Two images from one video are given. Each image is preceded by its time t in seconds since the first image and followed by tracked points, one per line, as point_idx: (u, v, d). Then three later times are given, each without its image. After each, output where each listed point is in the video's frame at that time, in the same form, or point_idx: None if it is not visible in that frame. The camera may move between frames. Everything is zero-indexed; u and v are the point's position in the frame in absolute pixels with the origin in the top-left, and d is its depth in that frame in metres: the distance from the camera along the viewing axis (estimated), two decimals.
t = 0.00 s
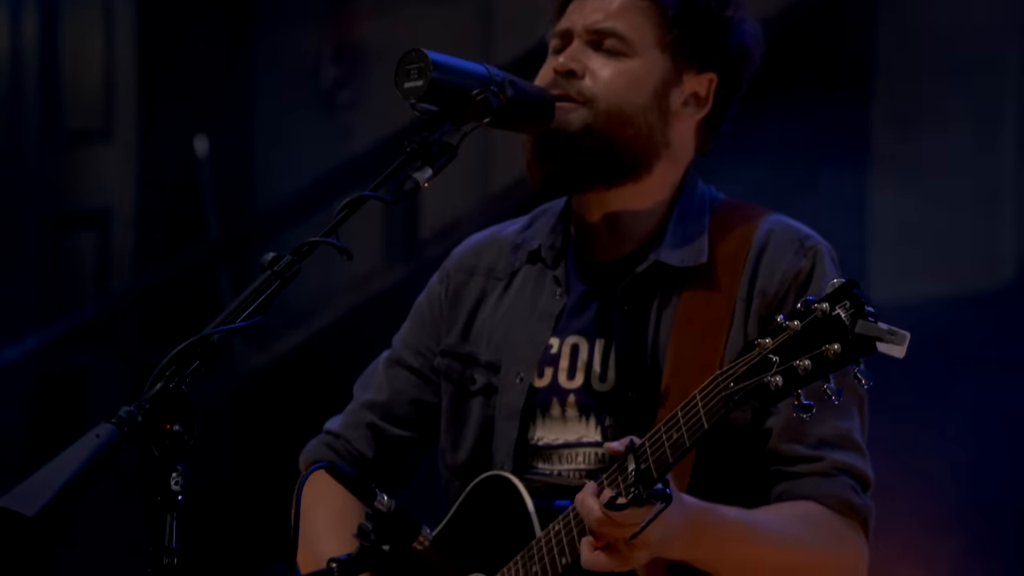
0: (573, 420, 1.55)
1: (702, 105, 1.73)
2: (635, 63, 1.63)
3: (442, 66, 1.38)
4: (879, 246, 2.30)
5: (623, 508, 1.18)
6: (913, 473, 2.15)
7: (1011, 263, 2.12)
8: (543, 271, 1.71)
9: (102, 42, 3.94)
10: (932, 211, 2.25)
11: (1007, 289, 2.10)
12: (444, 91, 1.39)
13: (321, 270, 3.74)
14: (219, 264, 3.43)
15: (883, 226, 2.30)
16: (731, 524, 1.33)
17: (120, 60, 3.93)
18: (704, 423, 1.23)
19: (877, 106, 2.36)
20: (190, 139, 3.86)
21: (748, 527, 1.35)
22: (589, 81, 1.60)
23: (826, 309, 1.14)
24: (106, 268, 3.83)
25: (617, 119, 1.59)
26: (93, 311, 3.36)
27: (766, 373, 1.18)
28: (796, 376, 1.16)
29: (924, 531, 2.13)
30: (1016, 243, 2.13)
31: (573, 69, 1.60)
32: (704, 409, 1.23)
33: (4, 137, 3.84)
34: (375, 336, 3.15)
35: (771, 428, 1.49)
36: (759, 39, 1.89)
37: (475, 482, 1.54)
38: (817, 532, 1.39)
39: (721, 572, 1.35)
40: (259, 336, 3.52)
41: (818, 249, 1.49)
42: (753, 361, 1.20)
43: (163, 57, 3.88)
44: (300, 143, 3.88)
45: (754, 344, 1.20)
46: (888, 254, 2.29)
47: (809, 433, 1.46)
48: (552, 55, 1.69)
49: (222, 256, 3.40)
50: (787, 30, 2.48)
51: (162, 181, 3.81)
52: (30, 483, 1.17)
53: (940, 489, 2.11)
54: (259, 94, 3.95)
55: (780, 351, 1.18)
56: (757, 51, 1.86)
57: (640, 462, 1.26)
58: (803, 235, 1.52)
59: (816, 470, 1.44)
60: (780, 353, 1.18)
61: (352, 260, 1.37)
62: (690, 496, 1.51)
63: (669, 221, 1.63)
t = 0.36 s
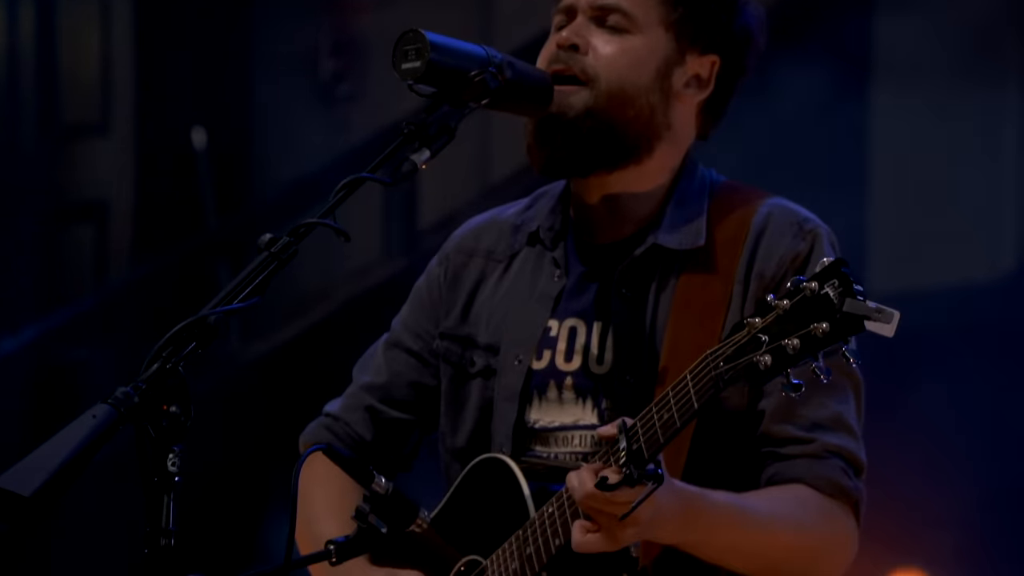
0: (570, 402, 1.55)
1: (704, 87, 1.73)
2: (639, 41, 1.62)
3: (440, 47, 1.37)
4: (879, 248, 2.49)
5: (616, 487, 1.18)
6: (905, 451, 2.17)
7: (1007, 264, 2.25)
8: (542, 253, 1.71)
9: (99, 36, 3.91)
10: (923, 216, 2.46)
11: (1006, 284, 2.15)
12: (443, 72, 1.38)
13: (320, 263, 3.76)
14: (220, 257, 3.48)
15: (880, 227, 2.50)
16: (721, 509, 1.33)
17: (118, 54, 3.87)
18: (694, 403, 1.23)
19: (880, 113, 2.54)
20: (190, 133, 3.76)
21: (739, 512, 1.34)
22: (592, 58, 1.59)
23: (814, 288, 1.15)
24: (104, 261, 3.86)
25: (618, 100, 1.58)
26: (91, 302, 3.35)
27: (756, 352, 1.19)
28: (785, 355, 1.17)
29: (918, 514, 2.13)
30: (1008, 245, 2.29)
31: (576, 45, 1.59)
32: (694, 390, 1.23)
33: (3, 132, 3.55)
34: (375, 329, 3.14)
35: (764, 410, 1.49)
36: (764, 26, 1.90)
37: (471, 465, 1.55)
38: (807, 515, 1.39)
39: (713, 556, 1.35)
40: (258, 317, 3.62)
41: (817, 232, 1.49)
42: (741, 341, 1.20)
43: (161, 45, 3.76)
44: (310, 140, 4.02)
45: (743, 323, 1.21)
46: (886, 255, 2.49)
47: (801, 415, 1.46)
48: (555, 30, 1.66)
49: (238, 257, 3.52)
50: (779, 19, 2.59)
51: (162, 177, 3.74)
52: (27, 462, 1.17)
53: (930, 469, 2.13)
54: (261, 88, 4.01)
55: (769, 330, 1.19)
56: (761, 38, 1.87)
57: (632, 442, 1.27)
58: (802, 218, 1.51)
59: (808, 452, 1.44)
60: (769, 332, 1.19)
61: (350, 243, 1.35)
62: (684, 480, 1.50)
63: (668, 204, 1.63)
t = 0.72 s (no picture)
0: (573, 392, 1.54)
1: (702, 74, 1.72)
2: (633, 34, 1.61)
3: (442, 32, 1.36)
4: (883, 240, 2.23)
5: (630, 476, 1.18)
6: (916, 445, 2.13)
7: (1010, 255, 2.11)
8: (543, 243, 1.70)
9: (101, 37, 3.89)
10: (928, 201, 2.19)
11: (1003, 279, 2.11)
12: (444, 58, 1.37)
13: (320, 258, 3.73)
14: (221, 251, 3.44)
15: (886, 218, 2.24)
16: (725, 498, 1.32)
17: (119, 52, 3.89)
18: (712, 392, 1.23)
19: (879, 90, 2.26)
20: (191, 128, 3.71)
21: (743, 502, 1.34)
22: (588, 54, 1.59)
23: (837, 276, 1.13)
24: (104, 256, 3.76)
25: (616, 92, 1.58)
26: (93, 296, 3.35)
27: (775, 340, 1.18)
28: (805, 343, 1.16)
29: (926, 509, 2.11)
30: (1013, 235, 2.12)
31: (571, 40, 1.59)
32: (712, 378, 1.23)
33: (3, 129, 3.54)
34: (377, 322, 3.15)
35: (769, 398, 1.48)
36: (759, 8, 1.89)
37: (476, 454, 1.54)
38: (814, 505, 1.38)
39: (716, 546, 1.34)
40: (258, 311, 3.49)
41: (821, 219, 1.48)
42: (762, 329, 1.20)
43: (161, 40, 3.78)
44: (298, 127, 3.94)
45: (763, 311, 1.20)
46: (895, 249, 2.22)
47: (807, 404, 1.45)
48: (550, 24, 1.66)
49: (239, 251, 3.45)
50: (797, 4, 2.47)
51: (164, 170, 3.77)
52: (28, 448, 1.17)
53: (939, 462, 2.10)
54: (259, 82, 3.91)
55: (789, 319, 1.18)
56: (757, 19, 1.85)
57: (645, 431, 1.27)
58: (805, 206, 1.51)
59: (812, 442, 1.43)
60: (789, 320, 1.18)
61: (352, 228, 1.35)
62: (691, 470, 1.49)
63: (669, 192, 1.62)
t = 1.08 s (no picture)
0: (574, 377, 1.54)
1: (703, 59, 1.71)
2: (635, 27, 1.60)
3: (442, 17, 1.36)
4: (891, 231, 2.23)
5: (638, 460, 1.17)
6: (916, 434, 2.14)
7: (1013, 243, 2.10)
8: (543, 230, 1.69)
9: (100, 32, 3.86)
10: (932, 190, 2.20)
11: (1000, 277, 2.09)
12: (444, 42, 1.36)
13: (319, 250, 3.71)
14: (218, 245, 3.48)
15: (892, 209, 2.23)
16: (725, 481, 1.32)
17: (119, 42, 3.86)
18: (719, 373, 1.23)
19: (881, 80, 2.26)
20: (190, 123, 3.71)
21: (744, 485, 1.34)
22: (590, 49, 1.58)
23: (847, 256, 1.14)
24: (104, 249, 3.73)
25: (621, 85, 1.58)
26: (92, 289, 3.34)
27: (785, 321, 1.19)
28: (815, 324, 1.17)
29: (927, 498, 2.11)
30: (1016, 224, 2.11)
31: (573, 35, 1.57)
32: (720, 360, 1.24)
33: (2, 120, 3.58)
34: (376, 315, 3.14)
35: (772, 383, 1.48)
36: None
37: (477, 440, 1.54)
38: (816, 492, 1.38)
39: (717, 529, 1.34)
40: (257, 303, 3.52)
41: (823, 205, 1.47)
42: (771, 311, 1.21)
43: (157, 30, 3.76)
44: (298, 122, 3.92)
45: (772, 293, 1.21)
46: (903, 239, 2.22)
47: (811, 390, 1.45)
48: (547, 16, 1.65)
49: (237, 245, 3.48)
50: None
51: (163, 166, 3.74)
52: (27, 431, 1.16)
53: (939, 451, 2.11)
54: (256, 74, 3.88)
55: (799, 300, 1.19)
56: None
57: (651, 414, 1.27)
58: (808, 191, 1.50)
59: (815, 428, 1.43)
60: (799, 302, 1.19)
61: (350, 214, 1.34)
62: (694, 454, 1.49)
63: (671, 177, 1.61)
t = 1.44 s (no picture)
0: (574, 364, 1.54)
1: (707, 44, 1.70)
2: (639, 6, 1.59)
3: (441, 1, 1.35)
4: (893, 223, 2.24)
5: (639, 446, 1.17)
6: (911, 425, 2.15)
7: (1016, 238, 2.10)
8: (545, 216, 1.69)
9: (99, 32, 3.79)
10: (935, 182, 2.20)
11: (1005, 270, 2.10)
12: (443, 27, 1.36)
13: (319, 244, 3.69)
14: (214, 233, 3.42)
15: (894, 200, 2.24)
16: (724, 468, 1.32)
17: (119, 41, 3.78)
18: (721, 359, 1.24)
19: (880, 72, 2.26)
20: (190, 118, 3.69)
21: (742, 472, 1.34)
22: (593, 26, 1.56)
23: (851, 241, 1.13)
24: (104, 244, 3.67)
25: (623, 64, 1.57)
26: (92, 283, 3.34)
27: (788, 307, 1.19)
28: (818, 310, 1.17)
29: (927, 489, 2.11)
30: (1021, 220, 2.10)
31: (576, 11, 1.55)
32: (721, 345, 1.24)
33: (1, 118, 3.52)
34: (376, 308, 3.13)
35: (771, 370, 1.47)
36: None
37: (476, 427, 1.54)
38: (813, 478, 1.38)
39: (716, 516, 1.34)
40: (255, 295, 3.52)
41: (825, 191, 1.48)
42: (773, 296, 1.21)
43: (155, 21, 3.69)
44: (301, 115, 3.83)
45: (775, 279, 1.21)
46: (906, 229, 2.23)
47: (809, 377, 1.44)
48: None
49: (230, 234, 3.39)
50: None
51: (162, 161, 3.72)
52: (24, 415, 1.16)
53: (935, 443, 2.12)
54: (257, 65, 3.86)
55: (802, 285, 1.19)
56: None
57: (653, 401, 1.27)
58: (810, 177, 1.50)
59: (813, 416, 1.43)
60: (801, 287, 1.19)
61: (350, 200, 1.35)
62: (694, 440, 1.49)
63: (673, 162, 1.62)
